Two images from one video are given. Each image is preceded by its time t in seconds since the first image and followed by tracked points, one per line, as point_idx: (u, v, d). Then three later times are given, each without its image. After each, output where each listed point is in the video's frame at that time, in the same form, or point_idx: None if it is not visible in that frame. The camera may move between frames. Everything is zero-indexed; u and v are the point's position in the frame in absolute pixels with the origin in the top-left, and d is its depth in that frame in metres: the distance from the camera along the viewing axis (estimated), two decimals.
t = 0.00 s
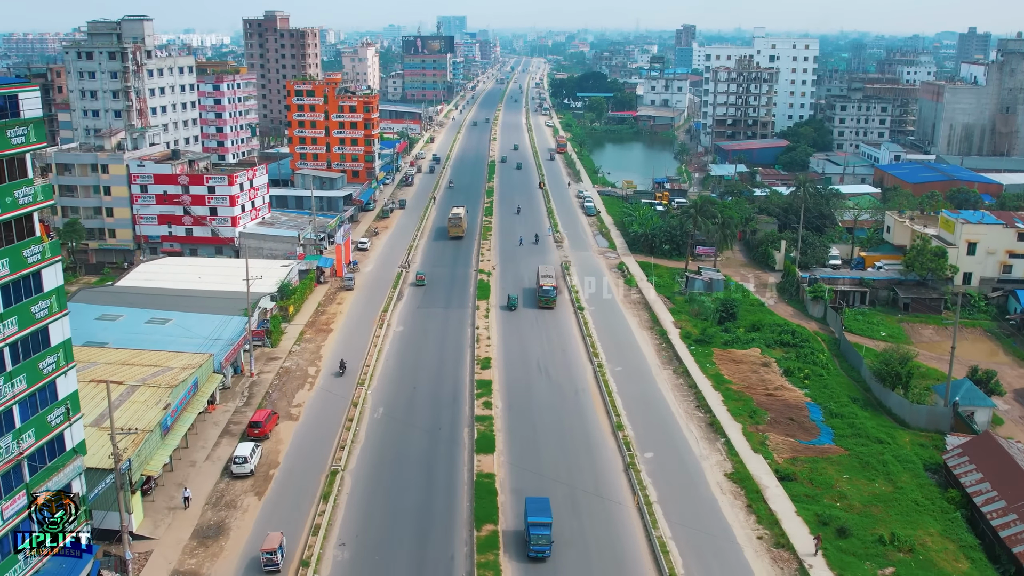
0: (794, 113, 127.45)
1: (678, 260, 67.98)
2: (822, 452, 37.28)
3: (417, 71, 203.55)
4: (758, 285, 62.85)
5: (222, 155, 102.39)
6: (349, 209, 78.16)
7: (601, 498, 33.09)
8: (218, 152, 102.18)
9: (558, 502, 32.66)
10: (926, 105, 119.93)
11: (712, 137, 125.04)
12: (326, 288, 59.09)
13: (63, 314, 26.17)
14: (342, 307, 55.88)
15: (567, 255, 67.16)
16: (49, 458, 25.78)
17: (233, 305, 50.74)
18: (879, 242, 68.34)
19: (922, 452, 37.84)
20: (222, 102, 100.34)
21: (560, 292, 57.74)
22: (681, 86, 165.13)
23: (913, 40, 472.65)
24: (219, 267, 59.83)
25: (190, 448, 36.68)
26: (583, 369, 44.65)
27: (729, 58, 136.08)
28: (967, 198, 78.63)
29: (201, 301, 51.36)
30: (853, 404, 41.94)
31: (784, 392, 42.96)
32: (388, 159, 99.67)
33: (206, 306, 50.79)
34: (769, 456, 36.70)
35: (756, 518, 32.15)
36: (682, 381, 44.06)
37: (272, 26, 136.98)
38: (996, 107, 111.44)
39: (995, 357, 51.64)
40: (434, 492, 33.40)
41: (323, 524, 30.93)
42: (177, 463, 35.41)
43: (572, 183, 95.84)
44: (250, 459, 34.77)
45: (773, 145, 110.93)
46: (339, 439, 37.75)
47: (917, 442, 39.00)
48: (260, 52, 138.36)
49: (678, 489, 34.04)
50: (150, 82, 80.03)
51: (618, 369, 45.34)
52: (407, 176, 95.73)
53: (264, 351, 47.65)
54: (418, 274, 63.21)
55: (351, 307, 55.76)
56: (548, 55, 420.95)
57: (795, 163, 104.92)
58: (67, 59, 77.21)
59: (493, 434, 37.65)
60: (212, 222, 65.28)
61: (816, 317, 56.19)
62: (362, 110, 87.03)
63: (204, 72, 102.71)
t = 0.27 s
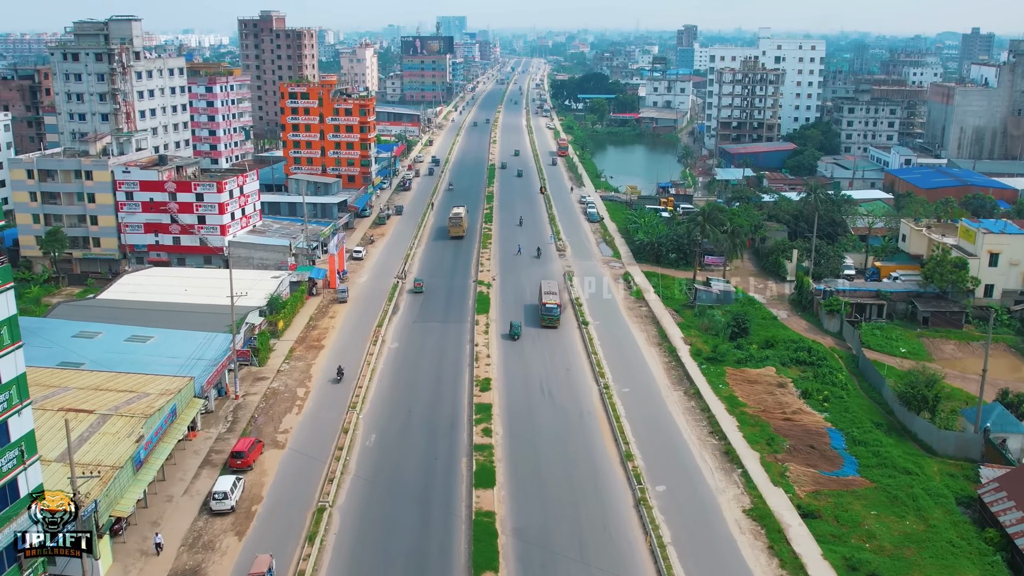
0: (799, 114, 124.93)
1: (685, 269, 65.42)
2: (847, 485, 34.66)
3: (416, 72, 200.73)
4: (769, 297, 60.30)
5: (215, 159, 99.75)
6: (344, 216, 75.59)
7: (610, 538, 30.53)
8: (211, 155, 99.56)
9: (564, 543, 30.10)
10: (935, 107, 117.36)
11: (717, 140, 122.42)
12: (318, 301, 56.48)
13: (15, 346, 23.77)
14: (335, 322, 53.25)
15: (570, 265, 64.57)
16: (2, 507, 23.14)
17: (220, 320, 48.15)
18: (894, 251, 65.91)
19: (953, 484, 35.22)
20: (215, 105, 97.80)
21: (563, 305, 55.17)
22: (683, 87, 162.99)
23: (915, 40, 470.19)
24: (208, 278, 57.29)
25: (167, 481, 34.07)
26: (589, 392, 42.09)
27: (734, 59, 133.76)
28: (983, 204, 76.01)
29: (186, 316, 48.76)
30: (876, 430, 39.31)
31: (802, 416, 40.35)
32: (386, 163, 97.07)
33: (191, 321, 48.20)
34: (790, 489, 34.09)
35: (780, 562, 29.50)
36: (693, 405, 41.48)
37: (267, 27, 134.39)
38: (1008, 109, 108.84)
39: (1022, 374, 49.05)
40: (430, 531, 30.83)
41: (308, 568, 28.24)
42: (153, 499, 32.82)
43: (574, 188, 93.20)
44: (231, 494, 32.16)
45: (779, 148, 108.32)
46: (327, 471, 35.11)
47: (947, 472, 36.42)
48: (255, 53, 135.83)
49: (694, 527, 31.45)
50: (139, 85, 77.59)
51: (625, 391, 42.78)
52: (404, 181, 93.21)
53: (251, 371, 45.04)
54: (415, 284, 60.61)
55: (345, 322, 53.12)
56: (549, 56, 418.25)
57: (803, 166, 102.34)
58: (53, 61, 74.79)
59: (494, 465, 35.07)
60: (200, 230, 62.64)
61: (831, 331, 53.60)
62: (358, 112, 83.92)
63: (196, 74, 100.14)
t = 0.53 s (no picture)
0: (805, 116, 122.58)
1: (692, 278, 63.16)
2: (871, 518, 32.34)
3: (415, 72, 198.24)
4: (780, 307, 58.04)
5: (208, 163, 97.44)
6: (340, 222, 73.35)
7: None
8: (204, 158, 97.23)
9: None
10: (944, 109, 115.00)
11: (721, 142, 120.11)
12: (310, 313, 54.21)
13: None
14: (328, 335, 50.91)
15: (572, 274, 62.34)
16: None
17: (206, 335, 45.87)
18: (908, 259, 63.71)
19: (984, 516, 32.92)
20: (208, 107, 95.55)
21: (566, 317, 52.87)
22: (685, 88, 161.34)
23: (917, 41, 467.83)
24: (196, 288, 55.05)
25: (143, 514, 31.78)
26: (594, 413, 39.89)
27: (738, 60, 131.29)
28: (998, 209, 73.74)
29: (171, 331, 46.48)
30: (899, 455, 37.03)
31: (821, 440, 38.06)
32: (383, 167, 94.78)
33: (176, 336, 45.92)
34: (811, 522, 31.80)
35: None
36: (705, 427, 39.26)
37: (263, 27, 132.16)
38: (1019, 111, 106.53)
39: None
40: (425, 570, 28.61)
41: None
42: (127, 535, 30.57)
43: (576, 192, 90.88)
44: (211, 529, 29.83)
45: (785, 151, 105.98)
46: (314, 503, 32.81)
47: (976, 502, 34.14)
48: (251, 53, 133.51)
49: (709, 565, 29.25)
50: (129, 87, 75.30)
51: (633, 412, 40.53)
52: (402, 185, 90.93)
53: (237, 389, 42.77)
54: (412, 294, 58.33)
55: (338, 336, 50.79)
56: (549, 56, 415.67)
57: (810, 170, 100.02)
58: (39, 62, 72.51)
59: (493, 496, 32.83)
60: (189, 238, 60.34)
61: (846, 345, 51.34)
62: (354, 115, 81.63)
63: (189, 75, 97.85)
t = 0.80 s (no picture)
0: (811, 117, 120.23)
1: (699, 288, 60.85)
2: (901, 555, 29.97)
3: (414, 73, 195.79)
4: (792, 319, 55.79)
5: (201, 166, 95.19)
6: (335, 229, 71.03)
7: None
8: (196, 161, 94.98)
9: None
10: (953, 111, 112.63)
11: (725, 144, 117.74)
12: (302, 326, 51.88)
13: None
14: (319, 350, 48.57)
15: (575, 284, 60.03)
16: None
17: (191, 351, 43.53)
18: (924, 267, 61.39)
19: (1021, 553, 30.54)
20: (201, 109, 93.30)
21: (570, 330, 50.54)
22: (688, 89, 159.31)
23: (918, 41, 465.84)
24: (182, 298, 52.77)
25: (116, 553, 29.44)
26: (600, 438, 37.61)
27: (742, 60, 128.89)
28: (1014, 215, 71.42)
29: (154, 347, 44.15)
30: (926, 484, 34.68)
31: (842, 468, 35.73)
32: (380, 170, 92.51)
33: (159, 352, 43.58)
34: (836, 561, 29.45)
35: None
36: (718, 452, 36.94)
37: (259, 26, 129.88)
38: None
39: None
40: None
41: None
42: None
43: (578, 197, 88.54)
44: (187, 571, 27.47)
45: (792, 154, 103.68)
46: (301, 539, 30.45)
47: (1010, 536, 31.77)
48: (247, 53, 131.21)
49: None
50: (117, 88, 72.97)
51: (641, 435, 38.22)
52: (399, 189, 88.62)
53: (223, 411, 40.45)
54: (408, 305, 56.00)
55: (330, 351, 48.45)
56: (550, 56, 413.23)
57: (818, 173, 97.77)
58: (23, 62, 70.17)
59: (493, 531, 30.53)
60: (176, 247, 57.98)
61: (863, 360, 49.02)
62: (350, 118, 79.39)
63: (182, 76, 95.53)
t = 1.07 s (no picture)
0: (818, 120, 117.58)
1: (709, 300, 58.26)
2: None
3: (413, 74, 193.05)
4: (806, 334, 53.20)
5: (193, 170, 92.62)
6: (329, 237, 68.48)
7: None
8: (189, 165, 92.44)
9: None
10: (964, 113, 109.97)
11: (731, 148, 115.08)
12: (291, 343, 49.26)
13: None
14: (309, 370, 45.92)
15: (579, 296, 57.46)
16: None
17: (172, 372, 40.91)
18: (944, 279, 58.76)
19: None
20: (193, 112, 90.71)
21: (574, 347, 47.92)
22: (692, 90, 156.64)
23: (921, 41, 462.96)
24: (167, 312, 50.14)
25: None
26: (608, 469, 35.05)
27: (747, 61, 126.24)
28: None
29: (134, 367, 41.54)
30: (962, 522, 32.05)
31: (870, 503, 33.11)
32: (377, 175, 89.87)
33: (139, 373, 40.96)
34: None
35: None
36: (735, 486, 34.37)
37: (254, 27, 127.26)
38: None
39: None
40: None
41: None
42: None
43: (581, 202, 85.89)
44: None
45: (799, 157, 101.06)
46: None
47: None
48: (242, 54, 128.65)
49: None
50: (104, 91, 70.37)
51: (652, 466, 35.61)
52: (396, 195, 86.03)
53: (204, 439, 37.86)
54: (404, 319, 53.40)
55: (321, 371, 45.80)
56: (550, 57, 410.48)
57: (827, 177, 95.12)
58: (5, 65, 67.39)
59: None
60: (162, 258, 55.34)
61: (884, 380, 46.44)
62: (345, 121, 76.25)
63: (173, 78, 92.98)
